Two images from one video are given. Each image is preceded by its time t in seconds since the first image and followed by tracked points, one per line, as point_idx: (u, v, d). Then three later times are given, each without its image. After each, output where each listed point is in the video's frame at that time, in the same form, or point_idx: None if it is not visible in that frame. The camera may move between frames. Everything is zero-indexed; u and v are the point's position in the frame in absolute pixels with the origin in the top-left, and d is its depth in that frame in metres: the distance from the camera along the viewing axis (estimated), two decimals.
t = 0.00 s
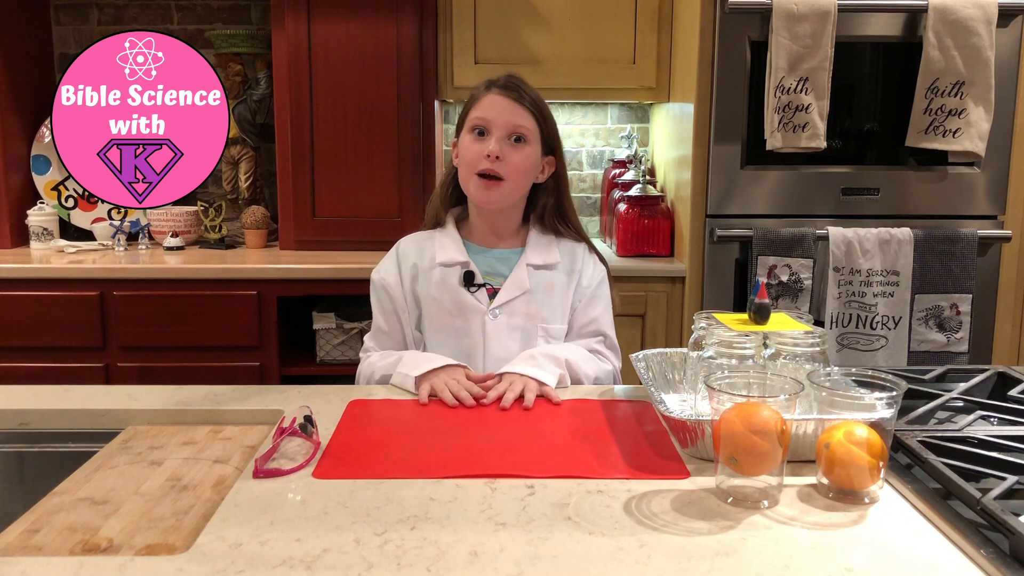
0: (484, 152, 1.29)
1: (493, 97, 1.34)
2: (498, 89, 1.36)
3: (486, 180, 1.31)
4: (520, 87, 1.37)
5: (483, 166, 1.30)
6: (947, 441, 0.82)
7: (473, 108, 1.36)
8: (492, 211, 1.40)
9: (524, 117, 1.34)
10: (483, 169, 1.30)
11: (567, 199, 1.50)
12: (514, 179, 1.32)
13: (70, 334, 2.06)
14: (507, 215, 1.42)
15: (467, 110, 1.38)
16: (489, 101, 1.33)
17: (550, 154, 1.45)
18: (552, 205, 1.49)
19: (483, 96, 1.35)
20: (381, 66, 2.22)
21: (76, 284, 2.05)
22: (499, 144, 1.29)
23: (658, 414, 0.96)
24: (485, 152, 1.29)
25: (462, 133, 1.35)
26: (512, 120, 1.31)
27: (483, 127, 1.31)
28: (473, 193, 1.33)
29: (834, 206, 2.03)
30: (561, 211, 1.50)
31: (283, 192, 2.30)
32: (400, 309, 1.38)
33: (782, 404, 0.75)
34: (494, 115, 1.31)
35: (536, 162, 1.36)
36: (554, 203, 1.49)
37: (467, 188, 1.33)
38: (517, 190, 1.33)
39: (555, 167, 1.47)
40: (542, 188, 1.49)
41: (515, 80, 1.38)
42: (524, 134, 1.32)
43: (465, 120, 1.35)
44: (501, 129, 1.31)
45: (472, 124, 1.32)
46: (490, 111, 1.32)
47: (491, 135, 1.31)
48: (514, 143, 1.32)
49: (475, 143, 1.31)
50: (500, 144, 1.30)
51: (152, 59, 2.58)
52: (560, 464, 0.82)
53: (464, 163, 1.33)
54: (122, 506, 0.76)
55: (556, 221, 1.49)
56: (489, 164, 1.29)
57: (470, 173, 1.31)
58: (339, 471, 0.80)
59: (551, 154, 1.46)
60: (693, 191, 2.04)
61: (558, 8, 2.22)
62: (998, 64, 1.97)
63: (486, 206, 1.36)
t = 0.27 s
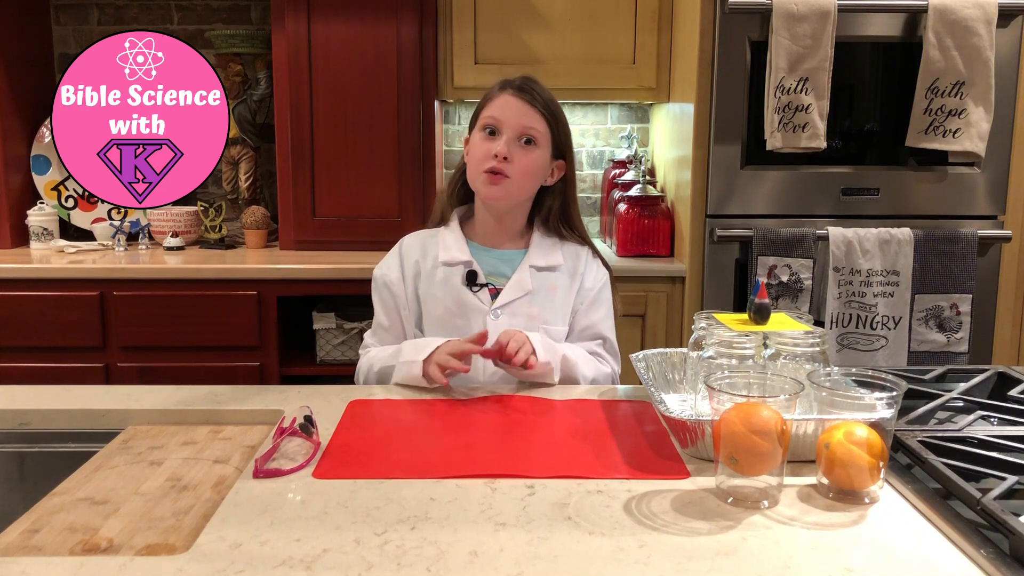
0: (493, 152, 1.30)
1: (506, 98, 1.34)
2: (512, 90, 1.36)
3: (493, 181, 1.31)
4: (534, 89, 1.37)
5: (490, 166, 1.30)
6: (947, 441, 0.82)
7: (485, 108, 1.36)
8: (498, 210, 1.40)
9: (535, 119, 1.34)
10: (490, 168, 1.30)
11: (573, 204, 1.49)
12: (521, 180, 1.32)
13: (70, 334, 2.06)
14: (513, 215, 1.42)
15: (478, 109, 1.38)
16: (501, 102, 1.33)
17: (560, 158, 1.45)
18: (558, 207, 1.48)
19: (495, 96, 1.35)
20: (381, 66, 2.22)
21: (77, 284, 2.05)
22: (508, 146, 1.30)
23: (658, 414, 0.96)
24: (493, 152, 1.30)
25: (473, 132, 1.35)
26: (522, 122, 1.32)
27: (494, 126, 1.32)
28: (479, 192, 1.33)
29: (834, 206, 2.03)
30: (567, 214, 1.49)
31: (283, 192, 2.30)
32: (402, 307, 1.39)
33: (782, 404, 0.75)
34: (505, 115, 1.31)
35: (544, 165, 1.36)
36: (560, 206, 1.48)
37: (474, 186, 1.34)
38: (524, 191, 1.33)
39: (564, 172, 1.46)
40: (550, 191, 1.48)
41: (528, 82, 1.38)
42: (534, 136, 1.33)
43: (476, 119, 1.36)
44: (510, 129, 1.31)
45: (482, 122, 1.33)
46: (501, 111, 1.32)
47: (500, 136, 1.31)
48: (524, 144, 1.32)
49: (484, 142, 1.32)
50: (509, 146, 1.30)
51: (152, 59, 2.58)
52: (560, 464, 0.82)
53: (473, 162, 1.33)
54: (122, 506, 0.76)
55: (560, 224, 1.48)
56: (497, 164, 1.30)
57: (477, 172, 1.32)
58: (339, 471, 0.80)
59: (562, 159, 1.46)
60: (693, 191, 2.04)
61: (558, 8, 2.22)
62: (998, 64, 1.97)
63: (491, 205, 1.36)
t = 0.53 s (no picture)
0: (495, 153, 1.30)
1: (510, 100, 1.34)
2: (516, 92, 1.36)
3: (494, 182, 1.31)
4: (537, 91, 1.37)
5: (492, 167, 1.30)
6: (947, 441, 0.82)
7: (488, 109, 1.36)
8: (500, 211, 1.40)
9: (538, 122, 1.34)
10: (491, 170, 1.30)
11: (575, 206, 1.49)
12: (522, 182, 1.32)
13: (70, 334, 2.06)
14: (514, 216, 1.42)
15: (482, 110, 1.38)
16: (505, 104, 1.33)
17: (564, 161, 1.44)
18: (560, 209, 1.48)
19: (500, 97, 1.35)
20: (381, 66, 2.22)
21: (77, 284, 2.05)
22: (509, 147, 1.30)
23: (658, 414, 0.96)
24: (495, 154, 1.30)
25: (477, 133, 1.35)
26: (525, 124, 1.32)
27: (496, 128, 1.32)
28: (480, 193, 1.33)
29: (834, 206, 2.03)
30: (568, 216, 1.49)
31: (283, 192, 2.30)
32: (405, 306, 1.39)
33: (782, 404, 0.75)
34: (508, 117, 1.31)
35: (546, 168, 1.36)
36: (562, 208, 1.48)
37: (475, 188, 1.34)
38: (525, 194, 1.33)
39: (567, 174, 1.46)
40: (553, 192, 1.48)
41: (533, 84, 1.38)
42: (536, 139, 1.33)
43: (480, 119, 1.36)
44: (513, 132, 1.31)
45: (485, 124, 1.33)
46: (504, 114, 1.32)
47: (502, 137, 1.31)
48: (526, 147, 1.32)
49: (486, 143, 1.32)
50: (511, 148, 1.30)
51: (152, 59, 2.58)
52: (561, 464, 0.82)
53: (475, 162, 1.33)
54: (122, 506, 0.77)
55: (562, 226, 1.48)
56: (498, 166, 1.30)
57: (478, 173, 1.32)
58: (339, 471, 0.80)
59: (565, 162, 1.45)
60: (693, 191, 2.04)
61: (558, 8, 2.22)
62: (998, 64, 1.97)
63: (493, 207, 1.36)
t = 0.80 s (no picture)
0: (497, 158, 1.30)
1: (510, 104, 1.34)
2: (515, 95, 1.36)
3: (497, 187, 1.31)
4: (536, 93, 1.37)
5: (495, 172, 1.30)
6: (947, 441, 0.82)
7: (488, 113, 1.36)
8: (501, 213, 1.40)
9: (539, 125, 1.34)
10: (493, 175, 1.30)
11: (573, 203, 1.49)
12: (525, 186, 1.32)
13: (69, 334, 2.06)
14: (514, 217, 1.42)
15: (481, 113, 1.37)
16: (506, 109, 1.33)
17: (561, 161, 1.45)
18: (559, 207, 1.48)
19: (500, 102, 1.35)
20: (381, 66, 2.22)
21: (77, 284, 2.05)
22: (512, 153, 1.30)
23: (659, 414, 0.96)
24: (498, 159, 1.29)
25: (477, 136, 1.35)
26: (526, 129, 1.32)
27: (497, 133, 1.31)
28: (482, 197, 1.33)
29: (834, 206, 2.03)
30: (565, 214, 1.50)
31: (283, 192, 2.30)
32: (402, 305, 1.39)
33: (782, 404, 0.75)
34: (510, 123, 1.31)
35: (546, 170, 1.36)
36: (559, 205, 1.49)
37: (477, 193, 1.33)
38: (526, 198, 1.34)
39: (564, 173, 1.47)
40: (551, 191, 1.48)
41: (531, 87, 1.37)
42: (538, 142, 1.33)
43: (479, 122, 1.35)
44: (515, 137, 1.30)
45: (485, 128, 1.32)
46: (505, 119, 1.31)
47: (504, 142, 1.31)
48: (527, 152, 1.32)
49: (488, 148, 1.31)
50: (514, 153, 1.30)
51: (152, 59, 2.58)
52: (561, 464, 0.82)
53: (476, 167, 1.33)
54: (122, 506, 0.76)
55: (560, 224, 1.49)
56: (500, 171, 1.30)
57: (481, 178, 1.31)
58: (340, 471, 0.80)
59: (561, 160, 1.46)
60: (693, 191, 2.04)
61: (558, 8, 2.22)
62: (998, 64, 1.97)
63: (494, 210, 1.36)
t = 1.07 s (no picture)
0: (522, 177, 1.29)
1: (523, 116, 1.31)
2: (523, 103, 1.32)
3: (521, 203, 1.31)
4: (539, 96, 1.35)
5: (520, 190, 1.30)
6: (947, 440, 0.82)
7: (498, 123, 1.31)
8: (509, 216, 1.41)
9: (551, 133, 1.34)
10: (518, 192, 1.30)
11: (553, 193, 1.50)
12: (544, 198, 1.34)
13: (70, 334, 2.06)
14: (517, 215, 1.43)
15: (486, 122, 1.32)
16: (520, 121, 1.30)
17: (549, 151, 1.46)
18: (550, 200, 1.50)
19: (510, 112, 1.31)
20: (381, 66, 2.21)
21: (77, 284, 2.05)
22: (537, 170, 1.29)
23: (659, 414, 0.96)
24: (524, 177, 1.29)
25: (489, 148, 1.31)
26: (545, 142, 1.31)
27: (516, 148, 1.29)
28: (502, 210, 1.33)
29: (835, 206, 2.03)
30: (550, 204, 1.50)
31: (283, 192, 2.30)
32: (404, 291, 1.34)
33: (782, 404, 0.75)
34: (529, 137, 1.29)
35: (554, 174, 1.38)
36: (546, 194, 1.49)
37: (498, 207, 1.33)
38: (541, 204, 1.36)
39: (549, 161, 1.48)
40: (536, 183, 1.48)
41: (531, 90, 1.34)
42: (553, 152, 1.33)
43: (490, 133, 1.31)
44: (535, 151, 1.30)
45: (505, 144, 1.29)
46: (523, 133, 1.29)
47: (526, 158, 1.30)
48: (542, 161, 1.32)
49: (509, 165, 1.29)
50: (537, 169, 1.30)
51: (152, 59, 2.58)
52: (560, 464, 0.82)
53: (495, 182, 1.31)
54: (122, 506, 0.77)
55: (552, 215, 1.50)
56: (524, 187, 1.30)
57: (504, 195, 1.31)
58: (340, 471, 0.80)
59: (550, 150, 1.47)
60: (693, 191, 2.04)
61: (558, 9, 2.22)
62: (998, 64, 1.97)
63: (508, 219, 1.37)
